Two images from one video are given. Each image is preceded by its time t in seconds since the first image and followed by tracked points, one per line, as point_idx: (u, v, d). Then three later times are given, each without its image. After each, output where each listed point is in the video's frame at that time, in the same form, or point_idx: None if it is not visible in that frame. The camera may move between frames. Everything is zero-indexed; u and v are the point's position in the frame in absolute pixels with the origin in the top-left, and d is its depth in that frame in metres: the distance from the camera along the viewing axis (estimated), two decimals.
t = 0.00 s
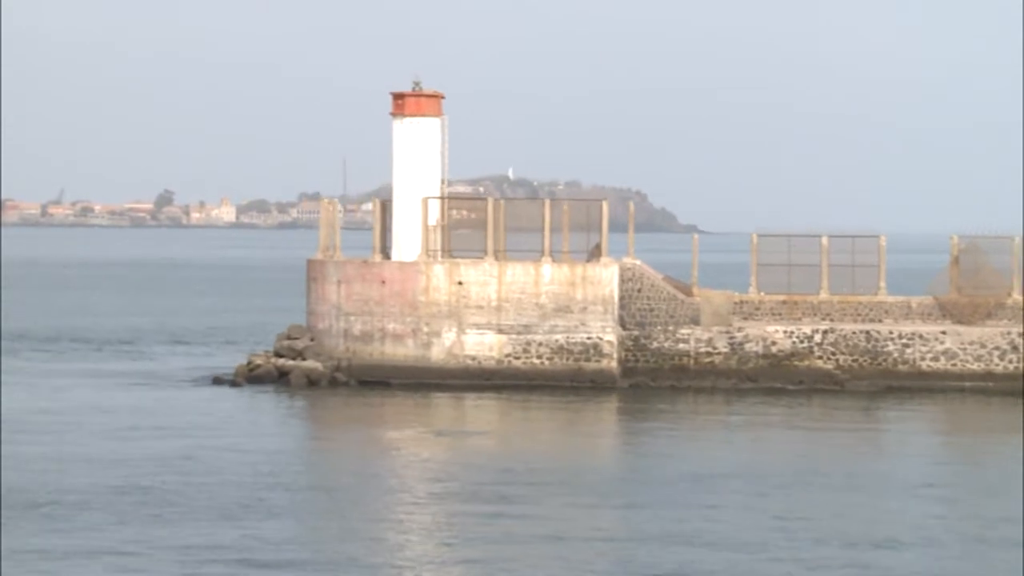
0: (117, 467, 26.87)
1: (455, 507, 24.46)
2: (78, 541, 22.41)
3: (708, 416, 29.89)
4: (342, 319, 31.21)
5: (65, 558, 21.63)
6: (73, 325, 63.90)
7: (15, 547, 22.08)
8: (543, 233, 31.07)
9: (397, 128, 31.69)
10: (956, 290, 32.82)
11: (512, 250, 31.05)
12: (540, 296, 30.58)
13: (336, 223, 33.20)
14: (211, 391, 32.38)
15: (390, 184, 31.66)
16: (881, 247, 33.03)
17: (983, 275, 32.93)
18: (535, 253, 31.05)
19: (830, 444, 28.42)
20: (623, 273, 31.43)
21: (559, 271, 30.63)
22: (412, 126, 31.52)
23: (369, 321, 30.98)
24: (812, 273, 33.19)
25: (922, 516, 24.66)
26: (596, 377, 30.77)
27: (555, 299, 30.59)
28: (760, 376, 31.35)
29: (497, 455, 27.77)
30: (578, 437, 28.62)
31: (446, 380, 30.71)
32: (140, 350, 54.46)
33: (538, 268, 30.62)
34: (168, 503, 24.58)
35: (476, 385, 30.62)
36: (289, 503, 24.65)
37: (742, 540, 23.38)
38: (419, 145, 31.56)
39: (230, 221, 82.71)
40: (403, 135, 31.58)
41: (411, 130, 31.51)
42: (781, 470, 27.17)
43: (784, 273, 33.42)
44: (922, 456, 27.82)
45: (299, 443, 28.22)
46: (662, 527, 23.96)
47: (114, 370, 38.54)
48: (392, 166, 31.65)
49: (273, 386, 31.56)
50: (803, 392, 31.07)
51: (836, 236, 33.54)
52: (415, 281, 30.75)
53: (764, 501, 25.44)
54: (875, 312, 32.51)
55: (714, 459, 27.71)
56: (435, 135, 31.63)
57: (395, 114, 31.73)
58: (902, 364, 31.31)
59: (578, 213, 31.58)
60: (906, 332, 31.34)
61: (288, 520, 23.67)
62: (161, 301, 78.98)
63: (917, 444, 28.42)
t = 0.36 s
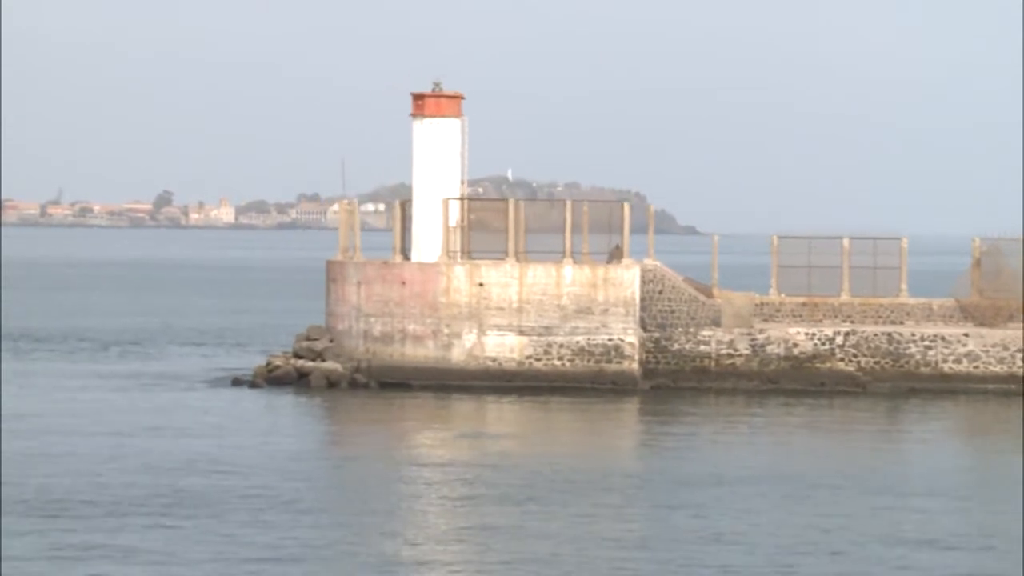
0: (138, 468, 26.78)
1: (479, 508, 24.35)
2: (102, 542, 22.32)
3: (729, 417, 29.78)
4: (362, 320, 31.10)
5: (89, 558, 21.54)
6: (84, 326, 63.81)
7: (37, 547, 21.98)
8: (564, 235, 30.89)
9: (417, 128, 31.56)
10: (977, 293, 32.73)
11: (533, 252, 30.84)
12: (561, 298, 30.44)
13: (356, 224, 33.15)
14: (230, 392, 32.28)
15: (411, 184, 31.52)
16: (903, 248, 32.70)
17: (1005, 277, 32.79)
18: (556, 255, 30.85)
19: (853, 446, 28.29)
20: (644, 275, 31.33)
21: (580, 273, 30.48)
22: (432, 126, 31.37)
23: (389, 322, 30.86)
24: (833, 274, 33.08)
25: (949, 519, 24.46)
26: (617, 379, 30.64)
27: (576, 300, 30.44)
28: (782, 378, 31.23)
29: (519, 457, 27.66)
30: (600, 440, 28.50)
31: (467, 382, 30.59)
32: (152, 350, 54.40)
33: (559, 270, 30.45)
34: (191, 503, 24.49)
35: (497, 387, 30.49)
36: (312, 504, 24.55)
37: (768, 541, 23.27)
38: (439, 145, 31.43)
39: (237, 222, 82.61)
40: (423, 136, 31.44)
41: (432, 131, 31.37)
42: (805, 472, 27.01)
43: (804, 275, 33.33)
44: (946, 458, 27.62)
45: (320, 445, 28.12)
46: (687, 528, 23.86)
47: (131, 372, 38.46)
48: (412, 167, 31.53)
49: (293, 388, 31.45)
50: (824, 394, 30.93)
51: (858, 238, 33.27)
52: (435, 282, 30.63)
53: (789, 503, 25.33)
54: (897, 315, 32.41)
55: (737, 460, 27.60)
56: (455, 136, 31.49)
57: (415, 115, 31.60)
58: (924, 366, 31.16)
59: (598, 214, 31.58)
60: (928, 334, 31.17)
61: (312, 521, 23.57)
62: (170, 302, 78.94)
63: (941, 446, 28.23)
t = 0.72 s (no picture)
0: (158, 468, 26.67)
1: (503, 508, 24.23)
2: (125, 542, 22.21)
3: (751, 418, 29.65)
4: (381, 320, 31.01)
5: (114, 559, 21.43)
6: (96, 326, 63.71)
7: (61, 547, 21.87)
8: (585, 235, 30.74)
9: (435, 127, 31.43)
10: (998, 293, 32.55)
11: (553, 251, 30.76)
12: (581, 298, 30.31)
13: (374, 225, 32.99)
14: (248, 393, 32.18)
15: (429, 184, 31.41)
16: (924, 248, 32.59)
17: None
18: (576, 254, 30.76)
19: (876, 447, 28.16)
20: (664, 274, 31.17)
21: (601, 272, 30.34)
22: (451, 125, 31.24)
23: (408, 322, 30.76)
24: (853, 275, 32.94)
25: (975, 520, 24.30)
26: (638, 379, 30.51)
27: (597, 300, 30.32)
28: (803, 379, 31.09)
29: (540, 458, 27.54)
30: (621, 441, 28.37)
31: (487, 382, 30.48)
32: (161, 350, 54.28)
33: (579, 269, 30.33)
34: (214, 504, 24.37)
35: (517, 387, 30.37)
36: (336, 505, 24.45)
37: (795, 542, 23.15)
38: (457, 145, 31.29)
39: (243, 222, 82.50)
40: (441, 135, 31.32)
41: (450, 130, 31.25)
42: (827, 473, 26.88)
43: (824, 275, 33.22)
44: (970, 459, 27.46)
45: (341, 445, 28.01)
46: (712, 530, 23.74)
47: (146, 372, 38.36)
48: (430, 166, 31.42)
49: (312, 389, 31.35)
50: (845, 395, 30.80)
51: (878, 238, 32.99)
52: (455, 281, 30.52)
53: (813, 504, 25.21)
54: (917, 315, 32.28)
55: (759, 461, 27.48)
56: (473, 135, 31.34)
57: (434, 114, 31.46)
58: (945, 367, 31.00)
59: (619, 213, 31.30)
60: (949, 334, 31.03)
61: (336, 521, 23.46)
62: (178, 301, 78.84)
63: (964, 446, 28.07)
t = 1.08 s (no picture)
0: (176, 473, 26.57)
1: (526, 515, 24.13)
2: (146, 546, 22.10)
3: (771, 425, 29.51)
4: (399, 325, 30.91)
5: (136, 563, 21.32)
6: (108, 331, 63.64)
7: (83, 551, 21.76)
8: (603, 240, 30.53)
9: (454, 132, 31.39)
10: (1017, 299, 32.43)
11: (571, 256, 30.54)
12: (600, 303, 30.20)
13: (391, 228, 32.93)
14: (265, 398, 32.11)
15: (447, 189, 31.34)
16: (943, 254, 32.53)
17: None
18: (595, 259, 30.52)
19: (897, 453, 28.03)
20: (682, 280, 31.14)
21: (620, 278, 30.23)
22: (469, 130, 31.20)
23: (426, 327, 30.65)
24: (871, 280, 32.79)
25: (1001, 527, 24.18)
26: (656, 385, 30.38)
27: (615, 306, 30.20)
28: (822, 385, 30.95)
29: (559, 465, 27.43)
30: (641, 447, 28.26)
31: (505, 387, 30.36)
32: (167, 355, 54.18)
33: (598, 274, 30.20)
34: (233, 508, 24.27)
35: (535, 393, 30.26)
36: (357, 510, 24.36)
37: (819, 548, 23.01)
38: (475, 149, 31.22)
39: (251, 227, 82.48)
40: (460, 139, 31.26)
41: (468, 135, 31.19)
42: (849, 479, 26.76)
43: (842, 280, 33.06)
44: (992, 465, 27.34)
45: (360, 451, 27.91)
46: (735, 536, 23.61)
47: (157, 378, 38.26)
48: (448, 171, 31.33)
49: (329, 394, 31.32)
50: (865, 401, 30.65)
51: (897, 243, 32.90)
52: (473, 287, 30.42)
53: (836, 510, 25.08)
54: (936, 321, 32.11)
55: (779, 468, 27.35)
56: (491, 139, 31.30)
57: (452, 118, 31.43)
58: (965, 373, 30.88)
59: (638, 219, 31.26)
60: (969, 341, 30.90)
61: (357, 526, 23.35)
62: (186, 306, 78.77)
63: (986, 452, 27.95)
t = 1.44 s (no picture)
0: (197, 473, 26.42)
1: (552, 515, 23.99)
2: (172, 545, 21.95)
3: (793, 423, 29.37)
4: (418, 324, 30.79)
5: (163, 561, 21.15)
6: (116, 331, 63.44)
7: (108, 550, 21.60)
8: (623, 238, 30.43)
9: (472, 130, 31.27)
10: None
11: (591, 255, 30.41)
12: (620, 301, 30.06)
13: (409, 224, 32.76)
14: (283, 398, 31.97)
15: (465, 186, 31.22)
16: (964, 251, 32.31)
17: None
18: (614, 258, 30.39)
19: (921, 450, 27.91)
20: (703, 278, 31.02)
21: (640, 276, 30.10)
22: (488, 128, 31.06)
23: (446, 326, 30.53)
24: (892, 278, 32.64)
25: None
26: (677, 383, 30.23)
27: (636, 304, 30.07)
28: (844, 383, 30.80)
29: (582, 464, 27.29)
30: (663, 446, 28.11)
31: (525, 386, 30.20)
32: (173, 354, 54.03)
33: (618, 273, 30.06)
34: (257, 507, 24.14)
35: (555, 391, 30.10)
36: (382, 509, 24.23)
37: (849, 546, 22.88)
38: (494, 147, 31.11)
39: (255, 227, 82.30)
40: (478, 137, 31.13)
41: (486, 132, 31.06)
42: (874, 477, 26.62)
43: (862, 278, 32.98)
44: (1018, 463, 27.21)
45: (381, 449, 27.79)
46: (764, 535, 23.46)
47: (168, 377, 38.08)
48: (467, 168, 31.23)
49: (348, 393, 31.19)
50: (887, 399, 30.51)
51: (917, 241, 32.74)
52: (492, 285, 30.28)
53: (864, 508, 24.92)
54: (957, 318, 32.04)
55: (803, 466, 27.21)
56: (510, 137, 31.17)
57: (470, 116, 31.30)
58: (987, 370, 30.75)
59: (658, 217, 31.17)
60: (991, 338, 30.78)
61: (384, 525, 23.23)
62: (192, 305, 78.59)
63: (1011, 450, 27.82)
